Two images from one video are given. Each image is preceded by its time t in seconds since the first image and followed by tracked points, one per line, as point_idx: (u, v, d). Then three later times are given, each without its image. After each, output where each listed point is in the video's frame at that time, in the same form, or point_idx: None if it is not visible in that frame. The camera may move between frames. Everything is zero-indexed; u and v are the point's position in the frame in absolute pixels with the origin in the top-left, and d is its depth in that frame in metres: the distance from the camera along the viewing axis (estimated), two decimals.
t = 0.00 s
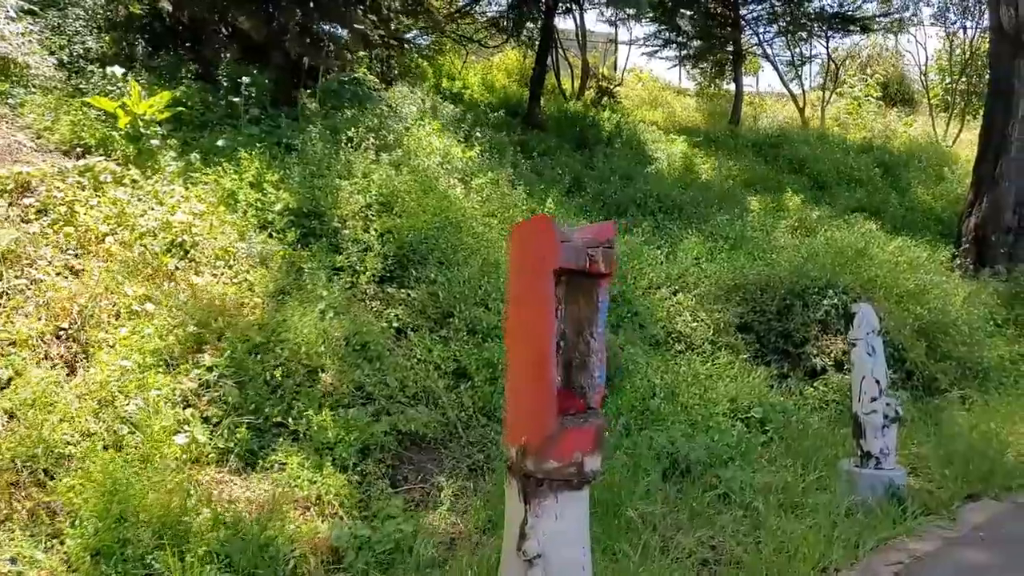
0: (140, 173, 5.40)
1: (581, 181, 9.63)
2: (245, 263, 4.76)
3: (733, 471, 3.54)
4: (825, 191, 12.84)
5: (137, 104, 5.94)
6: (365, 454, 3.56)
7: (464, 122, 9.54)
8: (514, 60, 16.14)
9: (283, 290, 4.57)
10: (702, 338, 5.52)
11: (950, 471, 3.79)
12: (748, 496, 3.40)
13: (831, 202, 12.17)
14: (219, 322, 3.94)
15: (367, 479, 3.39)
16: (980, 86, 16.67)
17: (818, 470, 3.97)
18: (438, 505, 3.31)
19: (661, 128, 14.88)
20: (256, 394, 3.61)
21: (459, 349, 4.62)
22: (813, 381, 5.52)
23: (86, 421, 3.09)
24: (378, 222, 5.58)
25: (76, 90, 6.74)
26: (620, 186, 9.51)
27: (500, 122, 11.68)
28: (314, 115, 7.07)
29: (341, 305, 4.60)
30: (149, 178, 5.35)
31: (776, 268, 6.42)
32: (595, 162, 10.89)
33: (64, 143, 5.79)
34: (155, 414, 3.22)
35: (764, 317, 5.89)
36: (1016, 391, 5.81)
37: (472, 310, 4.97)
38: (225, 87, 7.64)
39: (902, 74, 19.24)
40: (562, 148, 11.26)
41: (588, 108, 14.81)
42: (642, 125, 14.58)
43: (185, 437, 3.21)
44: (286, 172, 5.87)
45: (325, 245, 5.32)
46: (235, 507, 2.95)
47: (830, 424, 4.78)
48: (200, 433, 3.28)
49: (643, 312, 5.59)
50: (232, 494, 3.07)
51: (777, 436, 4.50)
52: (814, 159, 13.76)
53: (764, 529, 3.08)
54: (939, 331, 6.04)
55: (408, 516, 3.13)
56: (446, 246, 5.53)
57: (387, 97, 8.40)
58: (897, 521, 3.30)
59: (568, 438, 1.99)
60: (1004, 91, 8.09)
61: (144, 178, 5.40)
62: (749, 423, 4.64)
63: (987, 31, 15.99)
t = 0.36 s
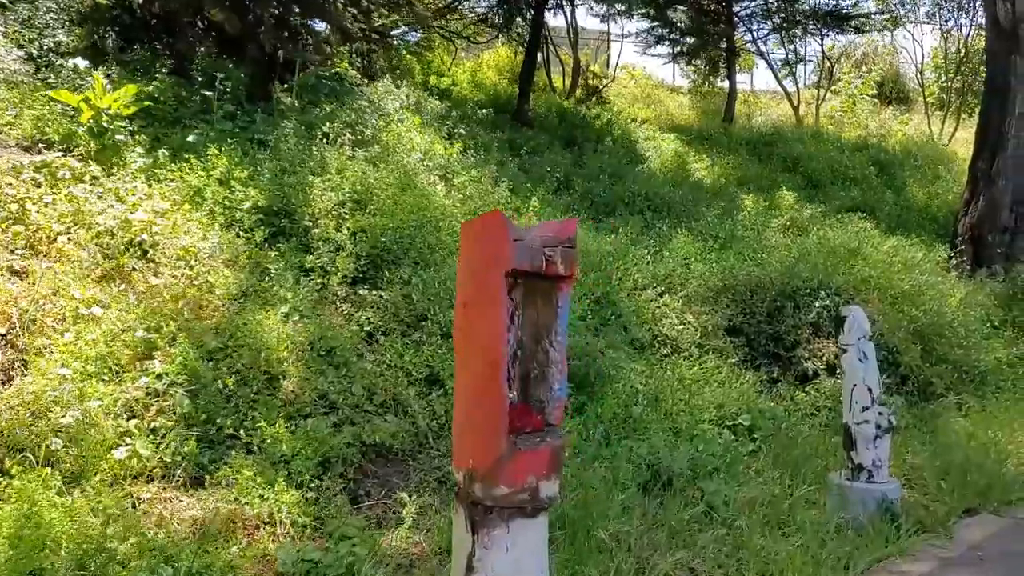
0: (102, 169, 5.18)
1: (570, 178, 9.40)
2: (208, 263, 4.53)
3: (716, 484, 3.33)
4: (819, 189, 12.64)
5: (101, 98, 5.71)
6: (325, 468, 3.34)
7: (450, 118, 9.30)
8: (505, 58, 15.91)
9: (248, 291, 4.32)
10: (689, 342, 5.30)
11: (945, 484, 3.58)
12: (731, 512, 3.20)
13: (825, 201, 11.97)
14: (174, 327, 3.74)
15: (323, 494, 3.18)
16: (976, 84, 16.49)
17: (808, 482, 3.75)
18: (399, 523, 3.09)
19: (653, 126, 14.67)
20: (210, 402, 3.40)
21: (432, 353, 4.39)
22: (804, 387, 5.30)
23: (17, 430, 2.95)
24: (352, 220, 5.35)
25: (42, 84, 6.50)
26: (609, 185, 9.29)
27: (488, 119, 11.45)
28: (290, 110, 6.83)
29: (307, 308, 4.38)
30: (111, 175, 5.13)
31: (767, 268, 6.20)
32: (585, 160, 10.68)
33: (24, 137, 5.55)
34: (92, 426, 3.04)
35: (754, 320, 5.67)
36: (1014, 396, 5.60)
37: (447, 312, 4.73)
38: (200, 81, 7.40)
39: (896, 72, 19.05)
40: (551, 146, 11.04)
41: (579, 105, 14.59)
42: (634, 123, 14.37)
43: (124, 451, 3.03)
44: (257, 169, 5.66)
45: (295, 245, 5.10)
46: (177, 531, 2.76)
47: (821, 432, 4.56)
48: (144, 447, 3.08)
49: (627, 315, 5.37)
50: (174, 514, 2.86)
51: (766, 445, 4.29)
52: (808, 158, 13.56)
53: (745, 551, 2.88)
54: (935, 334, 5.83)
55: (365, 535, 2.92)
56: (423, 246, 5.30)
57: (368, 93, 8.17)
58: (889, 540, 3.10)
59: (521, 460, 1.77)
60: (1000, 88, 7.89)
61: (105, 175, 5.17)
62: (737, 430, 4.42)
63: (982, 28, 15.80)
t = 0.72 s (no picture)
0: (59, 158, 4.98)
1: (555, 173, 9.22)
2: (164, 255, 4.33)
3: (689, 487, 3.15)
4: (810, 186, 12.49)
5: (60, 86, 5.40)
6: (275, 470, 3.15)
7: (432, 111, 9.11)
8: (494, 53, 15.73)
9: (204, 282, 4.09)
10: (670, 338, 5.11)
11: (931, 486, 3.41)
12: (704, 517, 3.01)
13: (815, 197, 11.81)
14: (119, 320, 3.52)
15: (269, 498, 2.98)
16: (968, 82, 16.36)
17: (788, 484, 3.57)
18: (350, 528, 2.90)
19: (643, 122, 14.49)
20: (152, 400, 3.20)
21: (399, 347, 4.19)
22: (788, 385, 5.12)
23: None
24: (320, 211, 5.15)
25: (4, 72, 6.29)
26: (594, 180, 9.11)
27: (474, 113, 11.25)
28: (262, 100, 6.63)
29: (266, 302, 4.18)
30: (68, 164, 4.94)
31: (752, 262, 6.02)
32: (571, 155, 10.50)
33: None
34: (17, 426, 2.85)
35: (737, 316, 5.49)
36: (1004, 395, 5.44)
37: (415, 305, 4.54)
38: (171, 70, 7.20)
39: (889, 70, 18.93)
40: (537, 141, 10.85)
41: (568, 100, 14.41)
42: (623, 119, 14.20)
43: (51, 452, 2.83)
44: (223, 160, 5.46)
45: (259, 237, 4.90)
46: (103, 539, 2.58)
47: (804, 431, 4.38)
48: (75, 449, 2.88)
49: (604, 311, 5.19)
50: (102, 520, 2.67)
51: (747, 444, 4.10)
52: (799, 155, 13.41)
53: (715, 559, 2.70)
54: (923, 331, 5.66)
55: (313, 542, 2.73)
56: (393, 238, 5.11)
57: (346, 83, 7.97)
58: (871, 546, 2.92)
59: (450, 463, 1.57)
60: (991, 83, 7.69)
61: (61, 164, 4.97)
62: (716, 430, 4.23)
63: (975, 25, 15.66)
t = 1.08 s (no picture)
0: (14, 147, 4.78)
1: (540, 166, 9.03)
2: (119, 247, 4.14)
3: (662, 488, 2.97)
4: (800, 182, 12.32)
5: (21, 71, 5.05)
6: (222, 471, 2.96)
7: (414, 103, 8.91)
8: (482, 48, 15.54)
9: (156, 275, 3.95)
10: (651, 333, 4.93)
11: (918, 486, 3.25)
12: (677, 520, 2.83)
13: (806, 192, 11.64)
14: (59, 313, 3.29)
15: (213, 501, 2.79)
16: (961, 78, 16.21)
17: (769, 484, 3.39)
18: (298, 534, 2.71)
19: (632, 117, 14.32)
20: (92, 398, 3.01)
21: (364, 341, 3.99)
22: (774, 382, 4.94)
23: None
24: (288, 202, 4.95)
25: None
26: (580, 174, 8.92)
27: (459, 107, 11.06)
28: (234, 90, 6.43)
29: (225, 294, 3.99)
30: (23, 153, 4.74)
31: (738, 255, 5.83)
32: (558, 149, 10.31)
33: None
34: None
35: (721, 312, 5.31)
36: (995, 391, 5.28)
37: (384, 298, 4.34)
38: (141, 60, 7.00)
39: (880, 67, 18.79)
40: (523, 135, 10.66)
41: (557, 95, 14.23)
42: (612, 114, 14.02)
43: None
44: (188, 149, 5.26)
45: (223, 228, 4.70)
46: (25, 549, 2.39)
47: (788, 429, 4.20)
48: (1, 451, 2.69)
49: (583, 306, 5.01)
50: (26, 526, 2.48)
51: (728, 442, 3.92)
52: (790, 150, 13.25)
53: (686, 567, 2.52)
54: (913, 326, 5.50)
55: (255, 549, 2.54)
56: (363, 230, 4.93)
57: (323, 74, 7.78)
58: (853, 551, 2.75)
59: (366, 464, 1.40)
60: (982, 76, 7.54)
61: (15, 153, 4.74)
62: (696, 427, 4.05)
63: (967, 20, 15.52)
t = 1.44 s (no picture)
0: None
1: (528, 162, 8.85)
2: (76, 240, 3.97)
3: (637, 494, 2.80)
4: (795, 180, 12.15)
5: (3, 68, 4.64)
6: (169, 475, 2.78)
7: (400, 96, 8.72)
8: (474, 44, 15.38)
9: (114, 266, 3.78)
10: (634, 330, 4.75)
11: (908, 493, 3.08)
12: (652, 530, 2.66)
13: (800, 190, 11.46)
14: (0, 308, 3.15)
15: (156, 507, 2.61)
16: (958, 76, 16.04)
17: (752, 489, 3.22)
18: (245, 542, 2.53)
19: (625, 114, 14.14)
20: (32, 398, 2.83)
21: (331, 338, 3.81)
22: (763, 381, 4.73)
23: None
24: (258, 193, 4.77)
25: None
26: (569, 169, 8.74)
27: (449, 101, 10.87)
28: (209, 80, 6.25)
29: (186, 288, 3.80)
30: None
31: (726, 251, 5.66)
32: (548, 145, 10.13)
33: None
34: None
35: (709, 309, 5.11)
36: (991, 392, 5.10)
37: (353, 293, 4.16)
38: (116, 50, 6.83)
39: (877, 65, 18.60)
40: (513, 131, 10.48)
41: (549, 92, 14.05)
42: (605, 111, 13.84)
43: None
44: (157, 140, 5.08)
45: (189, 220, 4.52)
46: None
47: (774, 430, 4.02)
48: None
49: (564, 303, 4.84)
50: None
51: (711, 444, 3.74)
52: (785, 148, 13.09)
53: None
54: (906, 324, 5.32)
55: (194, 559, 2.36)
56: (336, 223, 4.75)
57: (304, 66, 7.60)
58: (838, 561, 2.58)
59: (268, 472, 1.22)
60: (978, 71, 7.38)
61: None
62: (679, 429, 3.87)
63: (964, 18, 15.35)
